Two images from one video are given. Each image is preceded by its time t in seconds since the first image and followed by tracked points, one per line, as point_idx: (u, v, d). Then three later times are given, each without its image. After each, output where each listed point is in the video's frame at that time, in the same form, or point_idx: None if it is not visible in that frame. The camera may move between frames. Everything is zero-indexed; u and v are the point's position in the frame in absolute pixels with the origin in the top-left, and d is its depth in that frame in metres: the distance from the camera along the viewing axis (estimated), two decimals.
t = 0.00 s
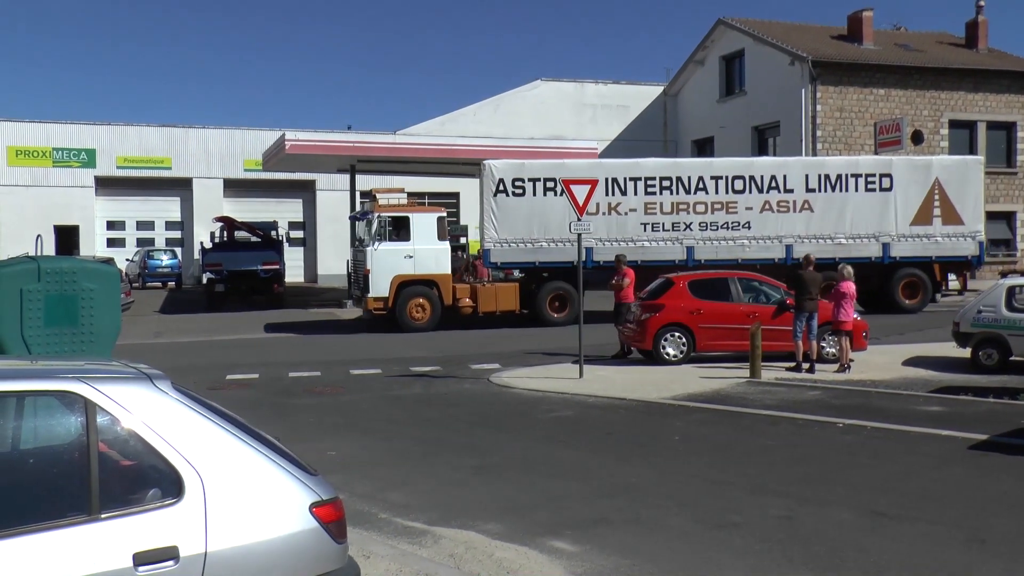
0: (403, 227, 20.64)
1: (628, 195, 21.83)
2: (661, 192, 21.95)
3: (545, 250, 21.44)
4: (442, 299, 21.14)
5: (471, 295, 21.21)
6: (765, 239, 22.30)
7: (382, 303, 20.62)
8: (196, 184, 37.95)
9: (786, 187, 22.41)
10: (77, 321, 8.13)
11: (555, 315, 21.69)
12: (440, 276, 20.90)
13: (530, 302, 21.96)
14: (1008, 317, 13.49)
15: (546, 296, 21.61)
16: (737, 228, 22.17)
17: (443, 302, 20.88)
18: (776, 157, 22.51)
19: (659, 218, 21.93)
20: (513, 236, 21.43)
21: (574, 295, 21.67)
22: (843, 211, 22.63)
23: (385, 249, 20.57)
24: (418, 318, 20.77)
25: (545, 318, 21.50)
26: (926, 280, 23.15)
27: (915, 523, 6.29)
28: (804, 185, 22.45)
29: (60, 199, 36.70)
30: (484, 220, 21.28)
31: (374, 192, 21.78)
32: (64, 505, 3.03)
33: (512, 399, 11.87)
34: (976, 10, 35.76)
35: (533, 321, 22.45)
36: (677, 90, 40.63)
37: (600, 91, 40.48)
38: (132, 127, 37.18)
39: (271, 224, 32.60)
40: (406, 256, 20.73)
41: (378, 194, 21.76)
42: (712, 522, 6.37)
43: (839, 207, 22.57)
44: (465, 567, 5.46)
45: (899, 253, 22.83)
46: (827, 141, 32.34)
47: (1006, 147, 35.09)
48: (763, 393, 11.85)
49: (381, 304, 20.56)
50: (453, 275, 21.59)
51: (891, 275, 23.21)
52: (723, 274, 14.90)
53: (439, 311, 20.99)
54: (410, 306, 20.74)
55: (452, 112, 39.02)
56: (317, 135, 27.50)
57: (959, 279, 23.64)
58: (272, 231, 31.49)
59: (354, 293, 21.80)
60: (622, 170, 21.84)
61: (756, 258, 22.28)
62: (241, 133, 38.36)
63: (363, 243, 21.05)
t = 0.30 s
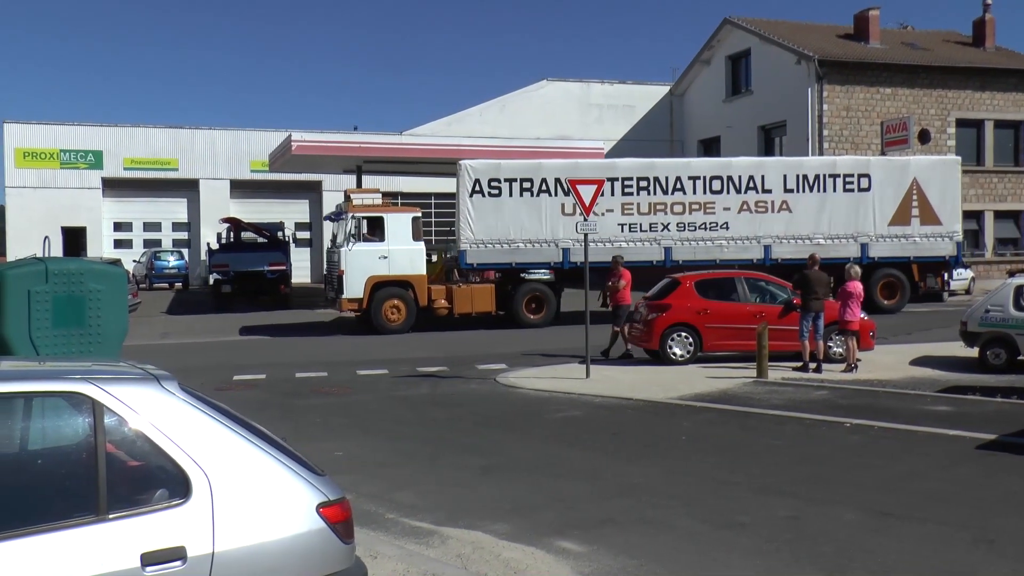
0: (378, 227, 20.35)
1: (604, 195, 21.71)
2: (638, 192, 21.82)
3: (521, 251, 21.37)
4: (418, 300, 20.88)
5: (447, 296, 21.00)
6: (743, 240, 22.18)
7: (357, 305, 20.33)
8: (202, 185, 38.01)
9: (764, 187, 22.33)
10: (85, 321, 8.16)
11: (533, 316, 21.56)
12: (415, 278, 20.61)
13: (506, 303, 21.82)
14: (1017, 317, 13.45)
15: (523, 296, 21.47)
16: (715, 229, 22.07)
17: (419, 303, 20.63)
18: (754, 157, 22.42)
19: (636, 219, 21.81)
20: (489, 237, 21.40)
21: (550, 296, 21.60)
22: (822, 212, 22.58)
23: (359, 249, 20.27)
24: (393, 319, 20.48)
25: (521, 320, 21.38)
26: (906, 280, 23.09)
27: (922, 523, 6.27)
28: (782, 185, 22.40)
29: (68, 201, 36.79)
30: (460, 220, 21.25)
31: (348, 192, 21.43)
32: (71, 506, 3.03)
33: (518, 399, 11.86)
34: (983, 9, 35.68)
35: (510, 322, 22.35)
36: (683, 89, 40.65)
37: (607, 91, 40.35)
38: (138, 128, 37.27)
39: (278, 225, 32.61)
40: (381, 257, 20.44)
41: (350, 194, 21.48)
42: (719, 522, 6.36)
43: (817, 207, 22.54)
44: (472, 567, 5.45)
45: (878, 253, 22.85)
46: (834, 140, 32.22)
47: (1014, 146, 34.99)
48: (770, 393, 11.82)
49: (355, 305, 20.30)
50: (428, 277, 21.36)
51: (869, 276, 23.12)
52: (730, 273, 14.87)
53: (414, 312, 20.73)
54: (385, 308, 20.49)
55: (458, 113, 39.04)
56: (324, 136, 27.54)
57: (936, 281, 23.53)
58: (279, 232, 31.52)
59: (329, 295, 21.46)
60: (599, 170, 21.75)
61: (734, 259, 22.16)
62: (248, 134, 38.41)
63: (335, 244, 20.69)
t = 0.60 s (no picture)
0: (353, 227, 20.16)
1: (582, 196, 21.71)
2: (616, 193, 21.79)
3: (498, 252, 21.27)
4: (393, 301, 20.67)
5: (423, 296, 20.76)
6: (722, 241, 22.13)
7: (332, 306, 20.09)
8: (209, 185, 38.09)
9: (743, 188, 22.24)
10: (93, 321, 8.19)
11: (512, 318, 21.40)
12: (390, 278, 20.42)
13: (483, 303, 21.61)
14: None
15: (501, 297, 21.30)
16: (693, 229, 22.02)
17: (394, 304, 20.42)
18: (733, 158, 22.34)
19: (613, 219, 21.78)
20: (466, 237, 21.30)
21: (528, 296, 21.43)
22: (802, 213, 22.46)
23: (334, 250, 20.04)
24: (369, 321, 20.33)
25: (499, 321, 21.21)
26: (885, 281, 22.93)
27: (930, 523, 6.24)
28: (761, 186, 22.28)
29: (75, 201, 36.92)
30: (436, 221, 21.17)
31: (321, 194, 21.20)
32: (79, 505, 3.03)
33: (524, 399, 11.86)
34: (991, 8, 35.58)
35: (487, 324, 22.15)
36: (690, 89, 40.71)
37: (613, 91, 40.23)
38: (146, 128, 37.39)
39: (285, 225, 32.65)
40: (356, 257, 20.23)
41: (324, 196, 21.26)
42: (726, 522, 6.35)
43: (796, 208, 22.41)
44: (479, 567, 5.45)
45: (857, 254, 22.67)
46: (841, 140, 32.14)
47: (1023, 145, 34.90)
48: (777, 393, 11.81)
49: (330, 306, 20.01)
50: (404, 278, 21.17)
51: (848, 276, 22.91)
52: (737, 273, 14.84)
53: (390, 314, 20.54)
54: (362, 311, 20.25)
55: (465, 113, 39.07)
56: (330, 136, 27.58)
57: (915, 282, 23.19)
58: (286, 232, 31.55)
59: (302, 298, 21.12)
60: (577, 170, 21.73)
61: (713, 259, 22.14)
62: (254, 134, 38.48)
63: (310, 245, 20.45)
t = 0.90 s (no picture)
0: (328, 226, 19.98)
1: (559, 195, 21.45)
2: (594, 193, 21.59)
3: (474, 251, 21.09)
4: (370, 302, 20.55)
5: (400, 297, 20.64)
6: (700, 241, 22.07)
7: (308, 307, 19.91)
8: (216, 185, 38.19)
9: (722, 188, 22.16)
10: (101, 320, 8.21)
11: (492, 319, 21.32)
12: (367, 278, 20.29)
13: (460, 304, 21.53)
14: None
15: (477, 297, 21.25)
16: (671, 230, 21.96)
17: (371, 305, 20.27)
18: (712, 157, 22.24)
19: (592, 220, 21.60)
20: (442, 237, 21.06)
21: (505, 297, 21.36)
22: (780, 213, 22.34)
23: (311, 249, 19.84)
24: (345, 322, 20.21)
25: (477, 322, 21.10)
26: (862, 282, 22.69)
27: (938, 524, 6.22)
28: (740, 186, 22.19)
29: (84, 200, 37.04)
30: (412, 220, 20.93)
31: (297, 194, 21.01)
32: (88, 502, 3.04)
33: (531, 398, 11.86)
34: (1001, 6, 35.43)
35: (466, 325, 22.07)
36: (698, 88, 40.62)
37: (621, 90, 40.18)
38: (154, 127, 37.49)
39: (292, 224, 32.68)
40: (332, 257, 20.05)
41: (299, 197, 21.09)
42: (733, 521, 6.33)
43: (773, 209, 22.30)
44: (486, 566, 5.45)
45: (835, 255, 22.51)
46: (849, 139, 32.05)
47: None
48: (784, 393, 11.78)
49: (307, 307, 19.82)
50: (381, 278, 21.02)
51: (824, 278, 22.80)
52: (745, 273, 14.80)
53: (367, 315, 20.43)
54: (339, 311, 20.09)
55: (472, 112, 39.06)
56: (338, 135, 27.65)
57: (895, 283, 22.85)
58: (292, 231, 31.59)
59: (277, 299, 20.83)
60: (555, 169, 21.45)
61: (691, 259, 22.07)
62: (262, 134, 38.55)
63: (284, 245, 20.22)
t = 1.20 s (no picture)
0: (305, 226, 19.67)
1: (536, 194, 21.37)
2: (571, 192, 21.50)
3: (450, 251, 20.95)
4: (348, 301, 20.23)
5: (379, 297, 20.39)
6: (678, 241, 21.94)
7: (286, 307, 19.55)
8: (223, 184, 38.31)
9: (700, 188, 22.07)
10: (108, 318, 8.23)
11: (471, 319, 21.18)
12: (344, 277, 19.95)
13: (439, 304, 21.40)
14: None
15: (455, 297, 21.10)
16: (649, 229, 21.86)
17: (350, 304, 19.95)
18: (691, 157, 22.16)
19: (568, 219, 21.52)
20: (417, 236, 20.92)
21: (484, 297, 21.23)
22: (759, 213, 22.29)
23: (287, 248, 19.48)
24: (324, 322, 19.84)
25: (456, 323, 21.00)
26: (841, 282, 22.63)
27: (945, 524, 6.19)
28: (718, 186, 22.12)
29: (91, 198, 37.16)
30: (388, 219, 20.78)
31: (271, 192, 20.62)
32: (94, 501, 3.04)
33: (538, 397, 11.85)
34: (1009, 5, 35.29)
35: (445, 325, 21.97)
36: (705, 87, 40.53)
37: (627, 89, 40.17)
38: (161, 126, 37.60)
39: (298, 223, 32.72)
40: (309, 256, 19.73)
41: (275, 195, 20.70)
42: (740, 521, 6.32)
43: (752, 209, 22.25)
44: (493, 565, 5.45)
45: (815, 255, 22.44)
46: (856, 138, 31.98)
47: None
48: (791, 392, 11.75)
49: (284, 307, 19.45)
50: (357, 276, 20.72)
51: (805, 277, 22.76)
52: (751, 272, 14.78)
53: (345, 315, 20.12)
54: (317, 311, 19.71)
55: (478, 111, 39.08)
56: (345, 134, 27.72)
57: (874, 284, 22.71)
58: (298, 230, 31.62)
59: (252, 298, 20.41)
60: (532, 168, 21.39)
61: (670, 259, 21.93)
62: (269, 133, 38.66)
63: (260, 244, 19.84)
